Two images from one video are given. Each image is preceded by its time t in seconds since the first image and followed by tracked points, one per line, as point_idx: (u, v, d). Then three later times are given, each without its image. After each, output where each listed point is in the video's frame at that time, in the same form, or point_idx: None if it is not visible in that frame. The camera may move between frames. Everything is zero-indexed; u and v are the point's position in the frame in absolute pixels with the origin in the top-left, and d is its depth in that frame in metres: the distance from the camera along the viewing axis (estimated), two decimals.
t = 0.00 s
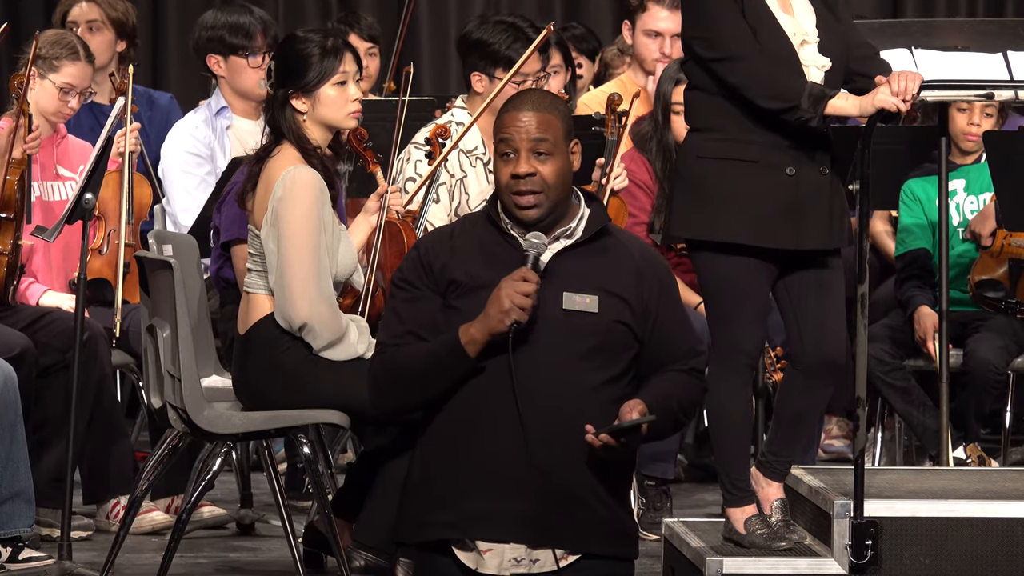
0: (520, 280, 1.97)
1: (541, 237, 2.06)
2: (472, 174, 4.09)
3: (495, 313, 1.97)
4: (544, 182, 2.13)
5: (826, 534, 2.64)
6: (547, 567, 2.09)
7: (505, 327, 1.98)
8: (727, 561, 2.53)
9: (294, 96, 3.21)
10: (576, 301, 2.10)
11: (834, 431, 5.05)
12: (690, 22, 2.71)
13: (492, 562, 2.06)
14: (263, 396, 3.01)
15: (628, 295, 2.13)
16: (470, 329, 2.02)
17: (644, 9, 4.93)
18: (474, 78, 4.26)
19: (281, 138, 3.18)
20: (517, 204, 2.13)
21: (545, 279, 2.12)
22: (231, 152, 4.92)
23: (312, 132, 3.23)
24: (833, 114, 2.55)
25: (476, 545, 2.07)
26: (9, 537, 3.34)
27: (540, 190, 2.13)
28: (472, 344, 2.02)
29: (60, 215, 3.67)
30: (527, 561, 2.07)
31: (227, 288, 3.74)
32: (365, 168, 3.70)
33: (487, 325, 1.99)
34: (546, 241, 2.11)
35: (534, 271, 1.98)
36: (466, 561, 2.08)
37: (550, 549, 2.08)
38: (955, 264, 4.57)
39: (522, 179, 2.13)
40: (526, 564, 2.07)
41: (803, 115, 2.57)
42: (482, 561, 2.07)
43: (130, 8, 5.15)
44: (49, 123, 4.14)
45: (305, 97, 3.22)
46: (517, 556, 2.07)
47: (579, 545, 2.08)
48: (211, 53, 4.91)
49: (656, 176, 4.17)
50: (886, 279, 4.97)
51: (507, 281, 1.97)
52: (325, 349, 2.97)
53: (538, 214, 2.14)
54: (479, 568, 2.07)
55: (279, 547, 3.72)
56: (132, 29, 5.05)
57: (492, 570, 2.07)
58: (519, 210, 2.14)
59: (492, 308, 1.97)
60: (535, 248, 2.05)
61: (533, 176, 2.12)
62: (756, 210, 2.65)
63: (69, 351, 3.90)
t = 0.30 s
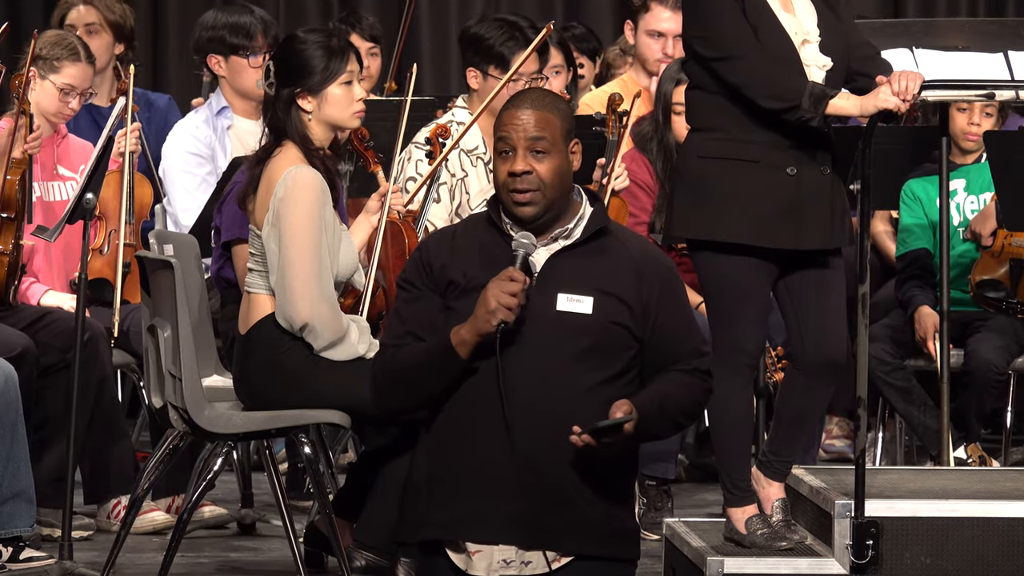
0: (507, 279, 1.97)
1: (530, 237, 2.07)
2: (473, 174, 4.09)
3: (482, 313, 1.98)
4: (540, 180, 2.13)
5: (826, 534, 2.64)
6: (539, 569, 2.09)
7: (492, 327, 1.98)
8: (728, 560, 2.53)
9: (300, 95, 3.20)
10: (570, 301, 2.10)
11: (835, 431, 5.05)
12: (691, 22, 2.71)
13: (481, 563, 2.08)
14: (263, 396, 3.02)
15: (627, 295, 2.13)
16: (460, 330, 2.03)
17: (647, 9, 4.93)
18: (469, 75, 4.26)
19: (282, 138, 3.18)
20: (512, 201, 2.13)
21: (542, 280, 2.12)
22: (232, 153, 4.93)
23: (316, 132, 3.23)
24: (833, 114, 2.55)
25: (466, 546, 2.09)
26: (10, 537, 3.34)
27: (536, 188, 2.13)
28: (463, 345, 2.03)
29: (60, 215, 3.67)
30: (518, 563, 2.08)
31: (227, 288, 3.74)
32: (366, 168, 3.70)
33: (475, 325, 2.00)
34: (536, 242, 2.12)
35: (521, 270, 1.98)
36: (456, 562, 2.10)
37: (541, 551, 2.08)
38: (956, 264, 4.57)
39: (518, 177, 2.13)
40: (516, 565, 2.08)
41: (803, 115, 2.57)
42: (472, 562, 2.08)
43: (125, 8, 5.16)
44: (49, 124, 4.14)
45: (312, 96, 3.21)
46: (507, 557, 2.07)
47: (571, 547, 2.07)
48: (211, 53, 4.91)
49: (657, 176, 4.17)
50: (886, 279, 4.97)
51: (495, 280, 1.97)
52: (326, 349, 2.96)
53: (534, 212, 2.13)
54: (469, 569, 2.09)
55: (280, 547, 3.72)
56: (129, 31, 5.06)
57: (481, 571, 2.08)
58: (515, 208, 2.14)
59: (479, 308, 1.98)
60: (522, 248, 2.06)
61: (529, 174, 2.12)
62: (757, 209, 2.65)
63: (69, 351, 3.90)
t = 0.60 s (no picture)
0: (509, 286, 1.97)
1: (531, 244, 2.07)
2: (472, 174, 4.08)
3: (484, 319, 1.98)
4: (543, 187, 2.13)
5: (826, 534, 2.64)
6: (538, 571, 2.09)
7: (493, 332, 1.99)
8: (727, 561, 2.53)
9: (304, 95, 3.19)
10: (570, 305, 2.10)
11: (834, 432, 5.05)
12: (690, 22, 2.71)
13: (480, 567, 2.07)
14: (263, 397, 3.02)
15: (625, 297, 2.13)
16: (462, 334, 2.04)
17: (647, 9, 4.93)
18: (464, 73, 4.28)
19: (282, 137, 3.17)
20: (515, 208, 2.14)
21: (541, 282, 2.12)
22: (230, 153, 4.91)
23: (317, 132, 3.22)
24: (832, 114, 2.55)
25: (466, 549, 2.08)
26: (9, 538, 3.34)
27: (539, 195, 2.13)
28: (465, 349, 2.04)
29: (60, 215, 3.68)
30: (517, 566, 2.08)
31: (226, 289, 3.74)
32: (365, 169, 3.69)
33: (477, 330, 2.00)
34: (537, 245, 2.12)
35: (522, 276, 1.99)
36: (456, 565, 2.10)
37: (541, 554, 2.08)
38: (955, 264, 4.57)
39: (520, 184, 2.13)
40: (516, 568, 2.07)
41: (803, 116, 2.57)
42: (471, 566, 2.08)
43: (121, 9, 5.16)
44: (48, 124, 4.14)
45: (315, 96, 3.20)
46: (506, 560, 2.07)
47: (568, 551, 2.07)
48: (211, 53, 4.92)
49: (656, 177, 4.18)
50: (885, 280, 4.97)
51: (497, 286, 1.97)
52: (325, 350, 2.96)
53: (538, 219, 2.14)
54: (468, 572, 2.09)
55: (280, 547, 3.72)
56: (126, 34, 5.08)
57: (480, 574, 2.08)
58: (518, 216, 2.14)
59: (481, 313, 1.99)
60: (525, 254, 2.06)
61: (532, 181, 2.13)
62: (756, 209, 2.65)
63: (68, 352, 3.90)
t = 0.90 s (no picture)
0: (528, 283, 1.97)
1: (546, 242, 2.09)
2: (472, 174, 4.10)
3: (505, 317, 1.97)
4: (564, 179, 2.13)
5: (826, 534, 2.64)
6: (553, 571, 2.10)
7: (513, 330, 1.98)
8: (728, 561, 2.53)
9: (305, 95, 3.19)
10: (577, 303, 2.10)
11: (835, 431, 5.05)
12: (691, 22, 2.71)
13: (499, 567, 2.07)
14: (263, 397, 3.02)
15: (627, 294, 2.14)
16: (478, 332, 2.02)
17: (648, 9, 4.92)
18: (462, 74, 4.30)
19: (283, 137, 3.17)
20: (536, 201, 2.13)
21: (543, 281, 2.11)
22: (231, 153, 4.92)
23: (317, 132, 3.22)
24: (833, 114, 2.56)
25: (484, 550, 2.08)
26: (10, 538, 3.34)
27: (561, 186, 2.13)
28: (480, 347, 2.01)
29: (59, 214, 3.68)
30: (534, 565, 2.08)
31: (226, 289, 3.74)
32: (364, 168, 3.69)
33: (496, 328, 1.99)
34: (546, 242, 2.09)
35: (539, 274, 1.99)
36: (472, 566, 2.09)
37: (556, 552, 2.08)
38: (956, 264, 4.57)
39: (542, 176, 2.13)
40: (532, 568, 2.08)
41: (803, 116, 2.57)
42: (488, 566, 2.08)
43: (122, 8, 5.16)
44: (49, 124, 4.14)
45: (315, 96, 3.20)
46: (524, 560, 2.08)
47: (582, 548, 2.08)
48: (211, 53, 4.93)
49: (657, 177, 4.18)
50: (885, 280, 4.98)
51: (516, 284, 1.97)
52: (326, 349, 2.96)
53: (557, 210, 2.13)
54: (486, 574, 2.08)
55: (280, 547, 3.72)
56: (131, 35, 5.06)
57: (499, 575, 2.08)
58: (537, 207, 2.13)
59: (502, 312, 1.97)
60: (541, 251, 2.08)
61: (554, 173, 2.13)
62: (757, 209, 2.65)
63: (69, 351, 3.90)
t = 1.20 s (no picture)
0: (565, 288, 1.87)
1: (572, 246, 1.98)
2: (472, 174, 4.08)
3: (547, 323, 1.86)
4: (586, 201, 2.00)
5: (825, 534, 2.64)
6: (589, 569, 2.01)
7: (554, 338, 1.87)
8: (727, 561, 2.53)
9: (304, 95, 3.19)
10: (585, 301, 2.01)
11: (834, 431, 5.05)
12: (691, 22, 2.70)
13: (548, 566, 1.97)
14: (262, 397, 3.02)
15: (620, 292, 2.07)
16: (514, 337, 1.90)
17: (652, 8, 4.91)
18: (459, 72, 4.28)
19: (282, 137, 3.17)
20: (553, 217, 1.99)
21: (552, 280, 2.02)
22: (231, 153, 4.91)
23: (317, 132, 3.22)
24: (833, 114, 2.55)
25: (529, 549, 1.97)
26: (10, 538, 3.34)
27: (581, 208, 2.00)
28: (517, 353, 1.90)
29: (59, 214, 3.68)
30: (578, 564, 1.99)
31: (226, 289, 3.74)
32: (364, 169, 3.70)
33: (535, 333, 1.88)
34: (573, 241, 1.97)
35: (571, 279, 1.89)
36: (516, 568, 1.97)
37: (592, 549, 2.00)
38: (955, 264, 4.57)
39: (570, 195, 1.99)
40: (576, 566, 1.99)
41: (803, 116, 2.57)
42: (536, 566, 1.97)
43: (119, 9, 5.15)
44: (49, 125, 4.14)
45: (315, 95, 3.20)
46: (570, 558, 1.98)
47: (613, 545, 2.00)
48: (211, 54, 4.93)
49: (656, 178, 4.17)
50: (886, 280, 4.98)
51: (553, 289, 1.86)
52: (325, 349, 2.97)
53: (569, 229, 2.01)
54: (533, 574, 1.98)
55: (280, 547, 3.73)
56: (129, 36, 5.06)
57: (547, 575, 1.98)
58: (554, 224, 1.99)
59: (542, 318, 1.86)
60: (569, 255, 1.97)
61: (582, 195, 2.00)
62: (756, 210, 2.65)
63: (69, 351, 3.89)
